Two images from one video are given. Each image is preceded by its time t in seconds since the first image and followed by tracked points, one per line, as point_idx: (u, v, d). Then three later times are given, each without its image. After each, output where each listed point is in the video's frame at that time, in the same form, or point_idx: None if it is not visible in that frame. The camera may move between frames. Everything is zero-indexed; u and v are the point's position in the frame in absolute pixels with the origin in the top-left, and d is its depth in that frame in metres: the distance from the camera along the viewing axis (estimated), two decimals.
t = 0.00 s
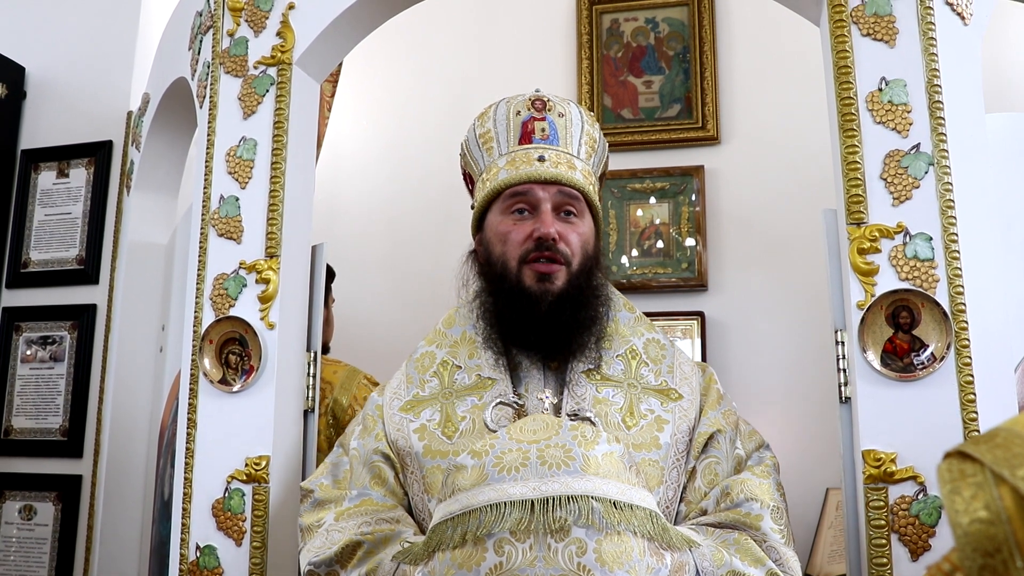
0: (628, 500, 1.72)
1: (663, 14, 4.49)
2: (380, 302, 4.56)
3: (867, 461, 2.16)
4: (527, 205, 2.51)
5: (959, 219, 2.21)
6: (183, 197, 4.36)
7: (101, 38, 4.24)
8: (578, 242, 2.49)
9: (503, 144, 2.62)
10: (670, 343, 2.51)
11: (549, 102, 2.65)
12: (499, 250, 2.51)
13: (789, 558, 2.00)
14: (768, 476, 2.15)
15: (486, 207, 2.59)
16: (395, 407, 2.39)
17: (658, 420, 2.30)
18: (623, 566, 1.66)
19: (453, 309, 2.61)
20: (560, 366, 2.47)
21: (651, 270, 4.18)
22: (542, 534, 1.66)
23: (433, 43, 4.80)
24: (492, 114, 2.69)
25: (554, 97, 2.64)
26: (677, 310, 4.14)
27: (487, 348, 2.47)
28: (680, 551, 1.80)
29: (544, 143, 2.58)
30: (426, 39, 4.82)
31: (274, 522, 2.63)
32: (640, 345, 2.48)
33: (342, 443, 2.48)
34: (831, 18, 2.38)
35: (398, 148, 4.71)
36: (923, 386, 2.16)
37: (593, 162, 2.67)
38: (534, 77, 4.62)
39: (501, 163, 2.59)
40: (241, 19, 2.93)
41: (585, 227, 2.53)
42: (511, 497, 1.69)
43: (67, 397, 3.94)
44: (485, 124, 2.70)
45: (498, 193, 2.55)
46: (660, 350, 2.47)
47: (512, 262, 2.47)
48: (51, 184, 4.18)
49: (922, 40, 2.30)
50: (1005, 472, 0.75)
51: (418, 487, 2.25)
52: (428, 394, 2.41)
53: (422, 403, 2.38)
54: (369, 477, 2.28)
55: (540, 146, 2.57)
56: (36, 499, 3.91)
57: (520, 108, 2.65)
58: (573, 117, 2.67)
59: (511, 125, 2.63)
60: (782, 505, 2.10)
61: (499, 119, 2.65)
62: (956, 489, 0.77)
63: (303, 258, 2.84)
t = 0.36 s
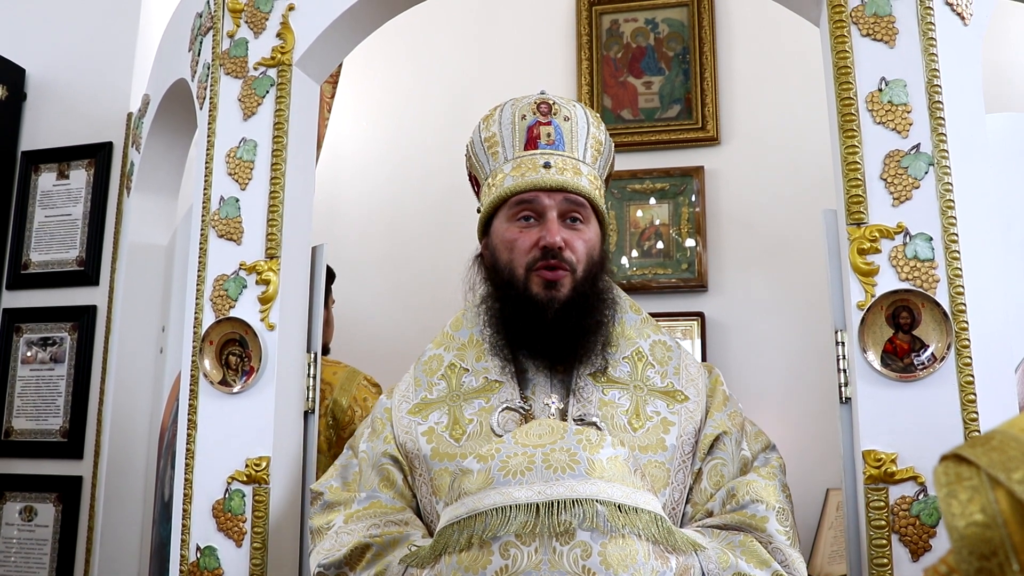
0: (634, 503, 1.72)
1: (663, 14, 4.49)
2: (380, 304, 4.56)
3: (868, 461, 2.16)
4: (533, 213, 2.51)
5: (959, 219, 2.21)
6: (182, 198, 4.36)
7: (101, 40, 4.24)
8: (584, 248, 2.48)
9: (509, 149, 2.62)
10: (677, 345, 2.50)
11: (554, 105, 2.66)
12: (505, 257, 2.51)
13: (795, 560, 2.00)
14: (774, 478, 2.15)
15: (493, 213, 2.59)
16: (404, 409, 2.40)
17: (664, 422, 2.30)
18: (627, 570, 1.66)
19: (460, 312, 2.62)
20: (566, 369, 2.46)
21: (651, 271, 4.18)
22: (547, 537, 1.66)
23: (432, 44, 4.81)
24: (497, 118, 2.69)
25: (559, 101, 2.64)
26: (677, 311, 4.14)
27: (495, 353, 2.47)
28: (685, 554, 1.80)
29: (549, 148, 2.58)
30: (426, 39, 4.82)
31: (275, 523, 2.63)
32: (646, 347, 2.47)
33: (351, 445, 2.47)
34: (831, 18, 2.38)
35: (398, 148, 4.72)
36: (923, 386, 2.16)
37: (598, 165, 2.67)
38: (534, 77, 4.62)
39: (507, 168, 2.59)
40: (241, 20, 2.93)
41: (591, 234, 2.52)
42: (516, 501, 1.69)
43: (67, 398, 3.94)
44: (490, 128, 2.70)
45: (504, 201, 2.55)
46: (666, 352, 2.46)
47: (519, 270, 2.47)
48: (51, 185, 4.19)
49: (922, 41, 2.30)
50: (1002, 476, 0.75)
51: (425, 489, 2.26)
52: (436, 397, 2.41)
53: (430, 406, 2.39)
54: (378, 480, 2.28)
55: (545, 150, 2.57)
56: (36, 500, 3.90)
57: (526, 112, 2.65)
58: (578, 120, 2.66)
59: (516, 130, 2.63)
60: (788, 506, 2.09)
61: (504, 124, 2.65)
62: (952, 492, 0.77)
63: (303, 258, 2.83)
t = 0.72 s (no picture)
0: (634, 503, 1.72)
1: (663, 14, 4.49)
2: (379, 304, 4.55)
3: (868, 461, 2.16)
4: (534, 211, 2.51)
5: (959, 219, 2.21)
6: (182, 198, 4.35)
7: (101, 40, 4.24)
8: (585, 247, 2.49)
9: (511, 149, 2.62)
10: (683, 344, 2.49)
11: (556, 106, 2.66)
12: (506, 256, 2.52)
13: (799, 562, 1.97)
14: (779, 478, 2.14)
15: (494, 212, 2.60)
16: (408, 407, 2.40)
17: (668, 421, 2.29)
18: (629, 570, 1.65)
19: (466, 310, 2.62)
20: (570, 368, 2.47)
21: (651, 271, 4.18)
22: (549, 537, 1.66)
23: (433, 43, 4.80)
24: (501, 119, 2.69)
25: (561, 101, 2.64)
26: (678, 311, 4.14)
27: (496, 351, 2.47)
28: (688, 555, 1.79)
29: (551, 147, 2.58)
30: (426, 39, 4.82)
31: (275, 522, 2.63)
32: (652, 346, 2.47)
33: (357, 443, 2.50)
34: (831, 18, 2.38)
35: (398, 148, 4.71)
36: (923, 386, 2.16)
37: (601, 165, 2.66)
38: (534, 78, 4.62)
39: (509, 169, 2.60)
40: (241, 20, 2.93)
41: (593, 232, 2.53)
42: (517, 501, 1.69)
43: (68, 398, 3.94)
44: (493, 130, 2.71)
45: (505, 200, 2.56)
46: (671, 351, 2.45)
47: (519, 269, 2.48)
48: (51, 185, 4.19)
49: (923, 40, 2.30)
50: (997, 474, 0.76)
51: (428, 487, 2.25)
52: (440, 395, 2.41)
53: (434, 404, 2.38)
54: (381, 477, 2.29)
55: (547, 150, 2.57)
56: (36, 501, 3.90)
57: (528, 113, 2.65)
58: (580, 119, 2.66)
59: (518, 130, 2.64)
60: (793, 508, 2.08)
61: (507, 125, 2.66)
62: (948, 490, 0.78)
63: (303, 258, 2.83)
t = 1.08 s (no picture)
0: (622, 500, 1.71)
1: (662, 13, 4.49)
2: (379, 304, 4.55)
3: (867, 459, 2.15)
4: (525, 208, 2.52)
5: (958, 217, 2.20)
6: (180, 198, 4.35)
7: (99, 39, 4.23)
8: (577, 242, 2.50)
9: (506, 148, 2.64)
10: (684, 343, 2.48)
11: (551, 104, 2.66)
12: (498, 252, 2.54)
13: (795, 564, 1.98)
14: (779, 479, 2.12)
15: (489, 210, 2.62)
16: (409, 405, 2.40)
17: (666, 420, 2.28)
18: (615, 565, 1.64)
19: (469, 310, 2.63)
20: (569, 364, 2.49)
21: (650, 270, 4.18)
22: (534, 533, 1.65)
23: (431, 43, 4.80)
24: (499, 120, 2.71)
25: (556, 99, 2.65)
26: (677, 310, 4.14)
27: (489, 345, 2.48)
28: (680, 552, 1.78)
29: (543, 145, 2.58)
30: (425, 38, 4.82)
31: (274, 522, 2.63)
32: (653, 345, 2.45)
33: (361, 440, 2.50)
34: (829, 15, 2.38)
35: (396, 148, 4.71)
36: (922, 384, 2.16)
37: (598, 160, 2.64)
38: (533, 77, 4.61)
39: (503, 167, 2.61)
40: (239, 20, 2.92)
41: (587, 227, 2.53)
42: (504, 498, 1.68)
43: (66, 399, 3.93)
44: (492, 131, 2.73)
45: (498, 197, 2.57)
46: (673, 350, 2.44)
47: (509, 265, 2.50)
48: (50, 186, 4.18)
49: (921, 38, 2.29)
50: (988, 470, 0.76)
51: (427, 484, 2.24)
52: (440, 393, 2.41)
53: (434, 402, 2.38)
54: (381, 474, 2.28)
55: (539, 147, 2.58)
56: (36, 501, 3.90)
57: (524, 113, 2.67)
58: (576, 116, 2.65)
59: (513, 129, 2.65)
60: (792, 509, 2.07)
61: (503, 124, 2.68)
62: (941, 486, 0.78)
63: (301, 257, 2.83)
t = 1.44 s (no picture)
0: (599, 495, 1.71)
1: (662, 11, 4.49)
2: (379, 302, 4.55)
3: (867, 457, 2.15)
4: (517, 203, 2.52)
5: (958, 215, 2.20)
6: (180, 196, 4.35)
7: (99, 38, 4.23)
8: (569, 235, 2.50)
9: (503, 146, 2.66)
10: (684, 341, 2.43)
11: (546, 104, 2.68)
12: (491, 246, 2.55)
13: (787, 563, 1.96)
14: (775, 478, 2.11)
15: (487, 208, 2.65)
16: (408, 405, 2.39)
17: (659, 417, 2.25)
18: (592, 561, 1.65)
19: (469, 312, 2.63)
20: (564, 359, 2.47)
21: (651, 268, 4.18)
22: (511, 529, 1.66)
23: (431, 41, 4.80)
24: (498, 121, 2.73)
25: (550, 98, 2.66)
26: (677, 309, 4.14)
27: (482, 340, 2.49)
28: (665, 547, 1.80)
29: (537, 142, 2.59)
30: (424, 37, 4.81)
31: (274, 520, 2.63)
32: (650, 343, 2.41)
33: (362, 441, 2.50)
34: (829, 13, 2.38)
35: (396, 147, 4.71)
36: (922, 382, 2.16)
37: (595, 157, 2.64)
38: (533, 75, 4.61)
39: (498, 166, 2.63)
40: (239, 18, 2.93)
41: (580, 222, 2.53)
42: (479, 496, 1.68)
43: (66, 398, 3.94)
44: (490, 134, 2.75)
45: (493, 195, 2.60)
46: (670, 347, 2.39)
47: (501, 258, 2.51)
48: (50, 184, 4.18)
49: (921, 36, 2.29)
50: (989, 468, 0.76)
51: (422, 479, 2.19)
52: (438, 392, 2.40)
53: (432, 401, 2.37)
54: (379, 472, 2.29)
55: (533, 144, 2.59)
56: (36, 500, 3.90)
57: (520, 113, 2.69)
58: (572, 114, 2.66)
59: (509, 129, 2.67)
60: (787, 509, 2.05)
61: (500, 126, 2.71)
62: (942, 484, 0.78)
63: (300, 255, 2.83)
